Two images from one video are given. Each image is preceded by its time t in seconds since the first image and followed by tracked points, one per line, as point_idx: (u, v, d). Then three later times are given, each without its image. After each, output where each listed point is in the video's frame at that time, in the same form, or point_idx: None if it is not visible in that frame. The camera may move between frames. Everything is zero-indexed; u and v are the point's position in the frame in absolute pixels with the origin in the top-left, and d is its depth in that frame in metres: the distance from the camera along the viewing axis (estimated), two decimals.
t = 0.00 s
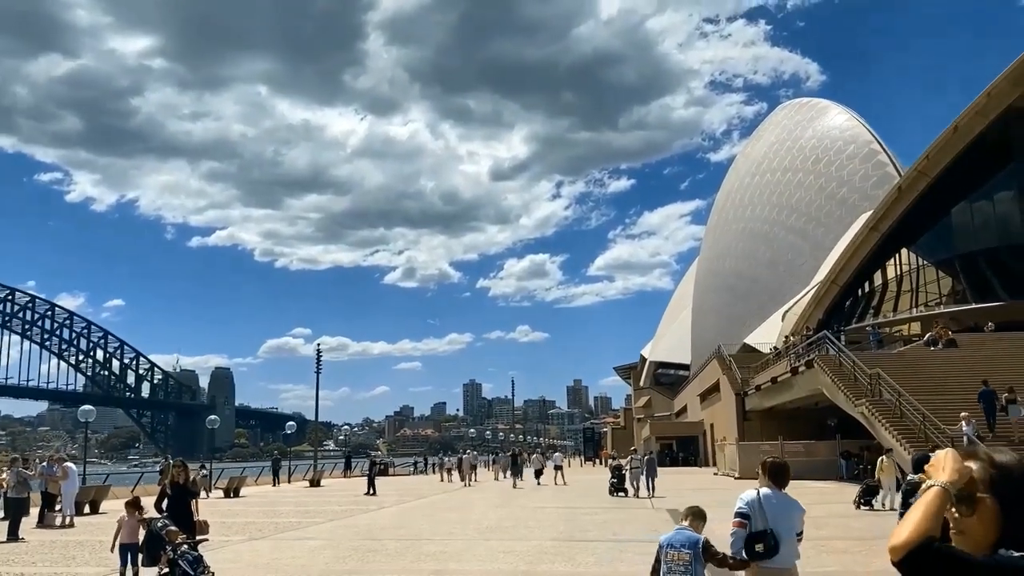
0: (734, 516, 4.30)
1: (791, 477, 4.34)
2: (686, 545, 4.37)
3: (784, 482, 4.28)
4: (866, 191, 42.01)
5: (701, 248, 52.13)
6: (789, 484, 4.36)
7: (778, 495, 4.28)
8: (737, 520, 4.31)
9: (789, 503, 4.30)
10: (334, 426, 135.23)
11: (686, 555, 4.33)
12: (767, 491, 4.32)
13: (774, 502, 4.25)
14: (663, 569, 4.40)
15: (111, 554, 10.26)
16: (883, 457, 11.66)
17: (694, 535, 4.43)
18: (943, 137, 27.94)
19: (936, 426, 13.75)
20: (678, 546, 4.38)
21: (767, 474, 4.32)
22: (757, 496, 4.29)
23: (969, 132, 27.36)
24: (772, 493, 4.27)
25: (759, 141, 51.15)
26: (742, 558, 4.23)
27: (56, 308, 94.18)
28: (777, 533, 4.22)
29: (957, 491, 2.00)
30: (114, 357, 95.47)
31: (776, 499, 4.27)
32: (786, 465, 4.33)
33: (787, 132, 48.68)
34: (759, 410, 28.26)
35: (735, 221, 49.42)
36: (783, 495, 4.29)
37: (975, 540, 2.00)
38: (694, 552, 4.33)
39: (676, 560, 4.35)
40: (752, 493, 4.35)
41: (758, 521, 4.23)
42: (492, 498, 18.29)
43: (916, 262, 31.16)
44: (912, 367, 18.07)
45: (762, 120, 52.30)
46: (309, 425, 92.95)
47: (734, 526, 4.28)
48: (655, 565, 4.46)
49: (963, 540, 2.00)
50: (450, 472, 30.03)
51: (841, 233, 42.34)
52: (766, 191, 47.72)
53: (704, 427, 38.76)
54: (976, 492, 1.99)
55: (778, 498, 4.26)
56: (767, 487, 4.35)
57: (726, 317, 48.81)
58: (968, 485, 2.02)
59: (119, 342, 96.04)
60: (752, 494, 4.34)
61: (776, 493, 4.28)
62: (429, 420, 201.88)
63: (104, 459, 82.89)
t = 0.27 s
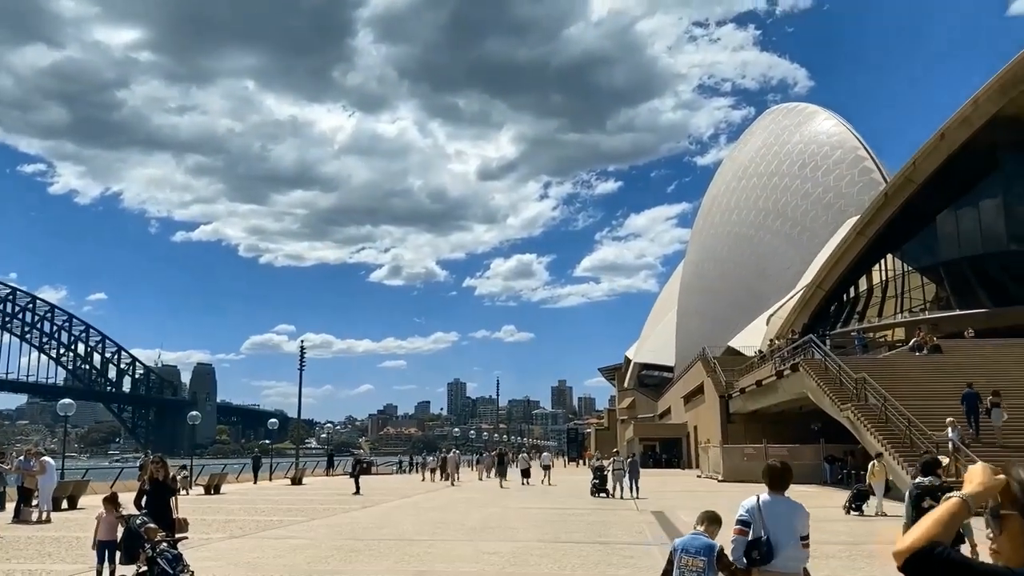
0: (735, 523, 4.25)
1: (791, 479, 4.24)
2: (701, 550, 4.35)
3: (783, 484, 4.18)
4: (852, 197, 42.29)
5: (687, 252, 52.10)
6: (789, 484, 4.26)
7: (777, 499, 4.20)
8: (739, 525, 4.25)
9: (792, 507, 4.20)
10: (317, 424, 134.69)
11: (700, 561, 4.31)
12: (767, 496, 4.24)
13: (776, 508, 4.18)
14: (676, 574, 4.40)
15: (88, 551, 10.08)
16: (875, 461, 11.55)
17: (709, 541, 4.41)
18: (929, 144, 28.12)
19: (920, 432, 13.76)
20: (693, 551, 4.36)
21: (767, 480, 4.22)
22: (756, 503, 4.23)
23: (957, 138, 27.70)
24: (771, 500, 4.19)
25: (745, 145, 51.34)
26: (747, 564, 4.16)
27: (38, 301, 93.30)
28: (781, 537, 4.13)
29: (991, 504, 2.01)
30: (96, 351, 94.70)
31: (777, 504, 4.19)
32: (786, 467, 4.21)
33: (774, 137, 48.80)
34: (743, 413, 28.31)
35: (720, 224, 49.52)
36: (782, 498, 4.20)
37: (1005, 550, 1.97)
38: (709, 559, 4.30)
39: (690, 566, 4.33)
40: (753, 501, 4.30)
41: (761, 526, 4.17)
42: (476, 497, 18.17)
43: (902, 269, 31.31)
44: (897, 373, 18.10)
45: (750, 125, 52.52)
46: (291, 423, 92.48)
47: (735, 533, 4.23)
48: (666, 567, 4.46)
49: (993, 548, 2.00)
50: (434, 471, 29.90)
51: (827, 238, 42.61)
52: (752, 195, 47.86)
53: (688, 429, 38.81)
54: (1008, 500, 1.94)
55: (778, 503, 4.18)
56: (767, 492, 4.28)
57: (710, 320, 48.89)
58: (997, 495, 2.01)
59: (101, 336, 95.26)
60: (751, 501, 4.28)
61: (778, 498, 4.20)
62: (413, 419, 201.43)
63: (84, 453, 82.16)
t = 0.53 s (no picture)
0: (728, 522, 4.19)
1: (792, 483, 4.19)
2: (704, 554, 4.01)
3: (785, 486, 4.13)
4: (833, 203, 42.72)
5: (667, 255, 52.13)
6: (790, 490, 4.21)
7: (778, 503, 4.15)
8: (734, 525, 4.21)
9: (792, 511, 4.16)
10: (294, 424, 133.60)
11: (703, 565, 3.98)
12: (766, 498, 4.20)
13: (776, 511, 4.13)
14: None
15: (56, 552, 9.82)
16: (861, 468, 11.56)
17: (710, 543, 4.07)
18: (910, 151, 28.36)
19: (900, 438, 13.80)
20: (696, 555, 4.00)
21: (767, 481, 4.18)
22: (754, 506, 4.18)
23: (937, 146, 27.98)
24: (771, 502, 4.15)
25: (727, 149, 51.48)
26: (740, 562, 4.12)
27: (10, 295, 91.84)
28: (780, 541, 4.08)
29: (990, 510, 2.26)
30: (70, 347, 93.36)
31: (776, 506, 4.14)
32: (788, 469, 4.17)
33: (755, 142, 48.96)
34: (722, 417, 28.37)
35: (701, 228, 49.60)
36: (782, 502, 4.15)
37: None
38: (711, 562, 3.99)
39: (693, 570, 3.98)
40: (750, 503, 4.25)
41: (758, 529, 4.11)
42: (456, 500, 17.99)
43: (881, 275, 31.45)
44: (876, 379, 18.15)
45: (732, 129, 52.65)
46: (268, 422, 91.70)
47: (727, 531, 4.16)
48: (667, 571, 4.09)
49: None
50: (413, 471, 29.68)
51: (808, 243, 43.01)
52: (733, 200, 47.96)
53: (666, 432, 38.87)
54: None
55: (779, 506, 4.14)
56: (767, 495, 4.24)
57: (690, 323, 49.05)
58: None
59: (75, 333, 93.92)
60: (749, 503, 4.22)
61: (777, 501, 4.16)
62: (391, 419, 200.52)
63: (55, 451, 80.87)
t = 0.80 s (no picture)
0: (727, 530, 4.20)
1: (789, 487, 4.22)
2: (699, 554, 4.04)
3: (780, 491, 4.14)
4: (806, 208, 43.27)
5: (642, 258, 52.29)
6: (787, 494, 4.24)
7: (772, 506, 4.17)
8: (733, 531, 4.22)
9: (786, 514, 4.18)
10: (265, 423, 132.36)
11: (699, 566, 4.00)
12: (762, 502, 4.23)
13: (770, 515, 4.14)
14: None
15: (20, 550, 9.60)
16: (838, 470, 11.62)
17: (705, 544, 4.12)
18: (883, 157, 28.76)
19: (872, 441, 13.94)
20: (690, 557, 4.04)
21: (762, 484, 4.22)
22: (749, 510, 4.19)
23: (910, 153, 28.51)
24: (766, 506, 4.17)
25: (702, 154, 51.85)
26: (734, 565, 4.14)
27: None
28: (774, 547, 4.06)
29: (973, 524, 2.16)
30: (37, 342, 91.77)
31: (771, 510, 4.16)
32: (784, 474, 4.21)
33: (730, 147, 49.32)
34: (695, 418, 28.51)
35: (676, 232, 49.81)
36: (777, 505, 4.17)
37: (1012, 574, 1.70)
38: (706, 562, 4.02)
39: (689, 571, 4.00)
40: (746, 508, 4.27)
41: (751, 534, 4.12)
42: (429, 500, 17.88)
43: (853, 280, 31.77)
44: (848, 382, 18.34)
45: (707, 135, 53.03)
46: (238, 420, 90.75)
47: (728, 539, 4.18)
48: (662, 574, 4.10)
49: None
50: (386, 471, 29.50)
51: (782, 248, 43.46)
52: (708, 204, 48.26)
53: (639, 433, 39.02)
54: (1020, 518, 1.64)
55: (772, 509, 4.15)
56: (761, 500, 4.26)
57: (664, 326, 49.24)
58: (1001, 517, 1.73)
59: (43, 328, 92.34)
60: (744, 507, 4.26)
61: (772, 504, 4.17)
62: (364, 419, 199.41)
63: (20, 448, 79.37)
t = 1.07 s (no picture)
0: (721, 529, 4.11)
1: (779, 485, 4.15)
2: (691, 553, 4.20)
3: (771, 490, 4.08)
4: (777, 213, 43.75)
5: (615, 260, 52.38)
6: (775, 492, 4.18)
7: (761, 505, 4.11)
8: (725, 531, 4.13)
9: (775, 513, 4.12)
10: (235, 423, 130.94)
11: (691, 564, 4.16)
12: (752, 500, 4.16)
13: (760, 514, 4.07)
14: None
15: None
16: (816, 473, 11.73)
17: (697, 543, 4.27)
18: (855, 162, 29.09)
19: (843, 444, 14.03)
20: (683, 554, 4.20)
21: (753, 482, 4.14)
22: (739, 509, 4.12)
23: (880, 159, 28.98)
24: (756, 504, 4.11)
25: (675, 157, 52.11)
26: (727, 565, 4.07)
27: None
28: (762, 545, 4.00)
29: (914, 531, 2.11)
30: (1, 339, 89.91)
31: (761, 508, 4.10)
32: (774, 472, 4.13)
33: (703, 151, 49.58)
34: (666, 420, 28.60)
35: (648, 234, 49.98)
36: (768, 505, 4.12)
37: None
38: (699, 561, 4.18)
39: (682, 568, 4.17)
40: (735, 506, 4.20)
41: (742, 533, 4.04)
42: (400, 501, 17.71)
43: (822, 284, 31.97)
44: (819, 385, 18.46)
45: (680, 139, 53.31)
46: (207, 419, 89.61)
47: (723, 540, 4.09)
48: (653, 572, 4.28)
49: None
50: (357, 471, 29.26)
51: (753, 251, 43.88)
52: (681, 207, 48.51)
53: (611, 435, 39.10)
54: (962, 516, 1.52)
55: (763, 508, 4.09)
56: (751, 498, 4.19)
57: (636, 328, 49.41)
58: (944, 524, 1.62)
59: (6, 324, 90.50)
60: (735, 506, 4.17)
61: (762, 504, 4.12)
62: (334, 419, 198.08)
63: None
